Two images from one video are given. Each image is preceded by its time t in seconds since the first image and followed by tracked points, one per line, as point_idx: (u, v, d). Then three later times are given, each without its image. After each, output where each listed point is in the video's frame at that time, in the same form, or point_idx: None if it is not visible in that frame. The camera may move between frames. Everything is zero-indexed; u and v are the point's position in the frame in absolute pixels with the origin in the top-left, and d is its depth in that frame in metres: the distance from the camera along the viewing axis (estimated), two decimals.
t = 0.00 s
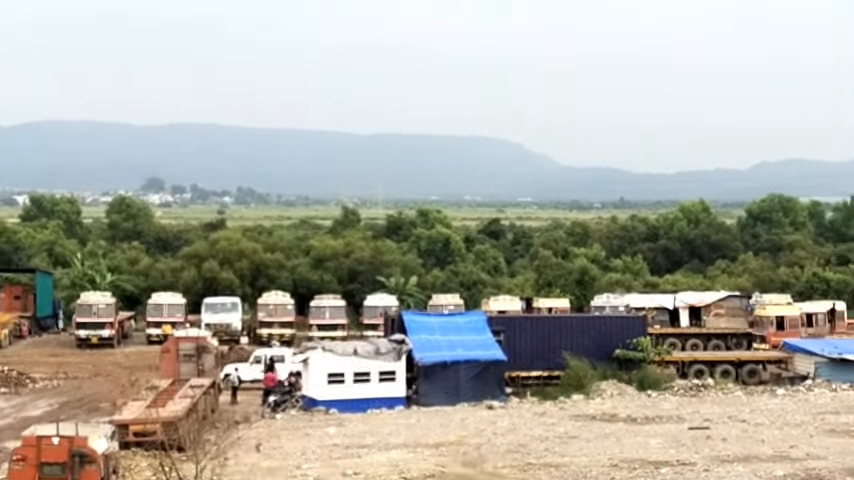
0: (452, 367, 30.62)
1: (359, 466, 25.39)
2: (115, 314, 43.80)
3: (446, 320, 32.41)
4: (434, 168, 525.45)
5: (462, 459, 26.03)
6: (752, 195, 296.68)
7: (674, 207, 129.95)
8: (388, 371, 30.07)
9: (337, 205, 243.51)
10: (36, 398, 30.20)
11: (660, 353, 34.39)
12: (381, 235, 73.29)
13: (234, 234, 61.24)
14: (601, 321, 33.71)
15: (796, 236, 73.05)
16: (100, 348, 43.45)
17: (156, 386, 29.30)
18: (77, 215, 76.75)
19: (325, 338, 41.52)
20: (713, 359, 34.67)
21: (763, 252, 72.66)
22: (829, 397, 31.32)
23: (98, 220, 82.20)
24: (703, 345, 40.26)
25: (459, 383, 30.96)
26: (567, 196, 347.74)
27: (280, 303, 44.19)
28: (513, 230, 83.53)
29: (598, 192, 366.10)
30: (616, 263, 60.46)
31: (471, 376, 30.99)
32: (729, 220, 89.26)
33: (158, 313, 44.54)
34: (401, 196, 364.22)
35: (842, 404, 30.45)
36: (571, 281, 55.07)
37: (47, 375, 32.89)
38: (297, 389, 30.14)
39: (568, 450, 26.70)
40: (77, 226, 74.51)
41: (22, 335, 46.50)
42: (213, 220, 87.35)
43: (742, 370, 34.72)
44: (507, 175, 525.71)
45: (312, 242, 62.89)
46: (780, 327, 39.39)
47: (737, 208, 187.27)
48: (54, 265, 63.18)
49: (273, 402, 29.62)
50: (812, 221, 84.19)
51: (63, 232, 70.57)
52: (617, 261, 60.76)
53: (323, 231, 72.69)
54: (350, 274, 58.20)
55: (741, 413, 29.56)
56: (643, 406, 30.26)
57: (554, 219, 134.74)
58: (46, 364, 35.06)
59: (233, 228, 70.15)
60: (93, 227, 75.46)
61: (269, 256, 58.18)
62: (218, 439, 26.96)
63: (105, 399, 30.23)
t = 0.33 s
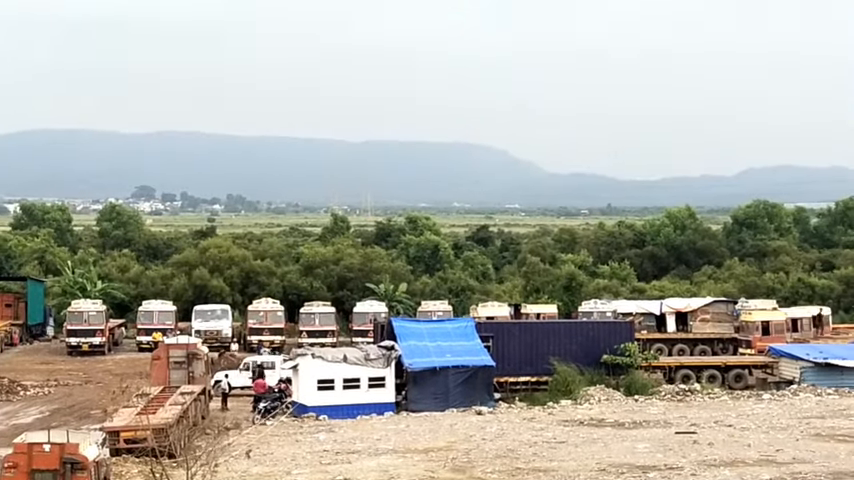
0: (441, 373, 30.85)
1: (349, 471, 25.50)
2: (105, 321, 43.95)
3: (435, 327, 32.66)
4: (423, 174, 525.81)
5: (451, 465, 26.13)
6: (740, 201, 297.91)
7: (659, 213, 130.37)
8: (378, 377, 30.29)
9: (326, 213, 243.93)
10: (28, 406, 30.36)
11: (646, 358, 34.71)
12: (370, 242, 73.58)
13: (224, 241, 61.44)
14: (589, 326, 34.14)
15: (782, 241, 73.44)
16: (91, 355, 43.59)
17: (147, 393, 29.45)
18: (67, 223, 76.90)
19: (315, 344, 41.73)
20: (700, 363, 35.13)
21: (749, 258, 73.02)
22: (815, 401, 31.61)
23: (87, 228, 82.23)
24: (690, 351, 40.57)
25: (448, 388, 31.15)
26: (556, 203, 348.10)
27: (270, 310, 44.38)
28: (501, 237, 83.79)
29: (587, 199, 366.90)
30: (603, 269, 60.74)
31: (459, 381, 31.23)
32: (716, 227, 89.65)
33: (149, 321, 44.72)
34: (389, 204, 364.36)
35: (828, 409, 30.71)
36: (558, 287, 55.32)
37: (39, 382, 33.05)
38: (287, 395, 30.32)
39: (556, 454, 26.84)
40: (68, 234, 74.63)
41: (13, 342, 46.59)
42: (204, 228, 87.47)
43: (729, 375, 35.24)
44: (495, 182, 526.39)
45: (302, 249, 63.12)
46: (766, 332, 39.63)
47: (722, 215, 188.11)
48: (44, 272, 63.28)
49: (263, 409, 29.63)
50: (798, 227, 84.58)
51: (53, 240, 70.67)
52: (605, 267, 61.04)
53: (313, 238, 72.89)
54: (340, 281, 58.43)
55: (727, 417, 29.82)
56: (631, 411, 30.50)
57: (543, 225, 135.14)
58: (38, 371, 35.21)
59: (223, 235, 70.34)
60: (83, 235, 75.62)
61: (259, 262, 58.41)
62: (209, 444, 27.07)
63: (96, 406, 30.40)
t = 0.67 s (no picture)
0: (435, 384, 30.81)
1: None
2: (98, 334, 43.88)
3: (428, 338, 32.67)
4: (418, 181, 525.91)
5: (445, 476, 25.97)
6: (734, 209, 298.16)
7: (653, 222, 130.53)
8: (372, 389, 30.24)
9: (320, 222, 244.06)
10: (21, 419, 30.29)
11: (641, 369, 34.70)
12: (363, 252, 73.52)
13: (216, 253, 61.40)
14: (582, 337, 34.15)
15: (776, 251, 73.51)
16: (84, 368, 43.53)
17: (140, 406, 29.37)
18: (60, 236, 76.82)
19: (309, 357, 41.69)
20: (694, 373, 35.19)
21: (743, 267, 73.09)
22: (810, 411, 31.57)
23: (79, 240, 82.05)
24: (684, 360, 40.58)
25: (442, 399, 31.11)
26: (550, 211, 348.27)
27: (263, 322, 44.31)
28: (494, 247, 83.78)
29: (581, 208, 367.37)
30: (597, 279, 60.69)
31: (453, 392, 31.19)
32: (709, 237, 89.66)
33: (142, 333, 44.66)
34: (384, 212, 364.17)
35: (823, 418, 30.65)
36: (552, 297, 55.30)
37: (32, 395, 33.00)
38: (281, 406, 30.27)
39: (550, 464, 26.70)
40: (60, 246, 74.57)
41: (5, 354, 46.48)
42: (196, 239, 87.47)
43: (724, 384, 35.21)
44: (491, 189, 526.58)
45: (295, 260, 63.09)
46: (760, 342, 39.58)
47: (716, 224, 188.07)
48: (37, 285, 63.20)
49: (256, 421, 29.30)
50: (792, 236, 84.63)
51: (46, 252, 70.61)
52: (599, 277, 60.99)
53: (306, 249, 72.84)
54: (333, 291, 58.45)
55: (722, 428, 29.75)
56: (625, 421, 30.45)
57: (535, 236, 135.34)
58: (31, 385, 35.15)
59: (216, 247, 70.33)
60: (76, 247, 75.58)
61: (252, 274, 58.38)
62: (203, 456, 26.82)
63: (89, 419, 30.34)
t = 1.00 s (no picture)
0: (428, 393, 30.80)
1: None
2: (91, 344, 43.82)
3: (421, 347, 32.73)
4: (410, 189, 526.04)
5: None
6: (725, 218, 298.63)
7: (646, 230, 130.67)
8: (365, 398, 30.21)
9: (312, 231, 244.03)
10: (14, 429, 30.23)
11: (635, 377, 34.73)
12: (356, 261, 73.54)
13: (209, 262, 61.39)
14: (576, 345, 34.23)
15: (768, 258, 73.64)
16: (77, 378, 43.48)
17: (133, 415, 29.30)
18: (53, 246, 76.79)
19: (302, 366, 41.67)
20: (688, 381, 35.25)
21: (735, 275, 73.25)
22: (803, 418, 31.59)
23: (72, 249, 82.00)
24: (677, 368, 40.61)
25: (436, 408, 31.09)
26: (543, 220, 348.66)
27: (257, 332, 44.28)
28: (487, 255, 83.85)
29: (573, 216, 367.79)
30: (591, 288, 60.75)
31: (447, 401, 31.18)
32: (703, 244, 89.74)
33: (135, 342, 44.61)
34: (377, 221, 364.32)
35: (817, 426, 30.64)
36: (545, 305, 55.36)
37: (25, 405, 32.96)
38: (274, 415, 30.24)
39: (544, 472, 26.58)
40: (53, 256, 74.51)
41: None
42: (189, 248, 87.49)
43: (717, 392, 35.34)
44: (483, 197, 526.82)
45: (289, 269, 63.09)
46: (754, 349, 39.61)
47: (709, 231, 188.36)
48: (30, 295, 63.16)
49: (250, 429, 29.46)
50: (785, 243, 84.77)
51: (39, 261, 70.48)
52: (592, 285, 60.98)
53: (299, 258, 72.87)
54: (326, 301, 58.43)
55: (716, 436, 29.71)
56: (619, 429, 30.44)
57: (530, 243, 135.39)
58: (25, 395, 35.10)
59: (208, 256, 70.31)
60: (69, 257, 75.56)
61: (245, 283, 58.34)
62: (196, 466, 26.61)
63: (82, 429, 30.29)
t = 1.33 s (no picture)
0: (425, 398, 30.79)
1: None
2: (86, 350, 43.77)
3: (418, 353, 32.74)
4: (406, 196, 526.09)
5: None
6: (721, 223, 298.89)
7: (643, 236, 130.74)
8: (362, 403, 30.18)
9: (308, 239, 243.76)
10: (10, 435, 30.19)
11: (631, 382, 34.76)
12: (353, 266, 73.51)
13: (205, 268, 61.34)
14: (572, 350, 34.25)
15: (764, 263, 73.63)
16: (73, 384, 43.42)
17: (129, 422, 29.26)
18: (49, 252, 76.70)
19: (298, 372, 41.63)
20: (685, 386, 35.27)
21: (732, 279, 73.29)
22: (800, 423, 31.58)
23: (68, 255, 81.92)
24: (673, 374, 40.62)
25: (432, 414, 31.08)
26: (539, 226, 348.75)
27: (253, 337, 44.24)
28: (483, 261, 83.85)
29: (570, 222, 368.08)
30: (587, 293, 60.75)
31: (443, 406, 31.16)
32: (699, 249, 89.77)
33: (131, 348, 44.57)
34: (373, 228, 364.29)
35: (813, 431, 30.62)
36: (542, 310, 55.35)
37: (21, 412, 32.92)
38: (270, 422, 30.21)
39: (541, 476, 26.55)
40: (49, 262, 74.41)
41: None
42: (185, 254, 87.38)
43: (713, 397, 35.34)
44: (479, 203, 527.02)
45: (285, 275, 63.03)
46: (750, 354, 39.60)
47: (705, 236, 188.57)
48: (26, 301, 63.08)
49: (246, 436, 29.41)
50: (781, 248, 84.80)
51: (34, 268, 70.38)
52: (588, 290, 60.99)
53: (295, 263, 72.85)
54: (323, 306, 58.41)
55: (713, 441, 29.69)
56: (616, 434, 30.42)
57: (525, 249, 135.11)
58: (21, 401, 35.04)
59: (204, 262, 70.22)
60: (64, 263, 75.47)
61: (241, 290, 58.27)
62: (192, 471, 26.55)
63: (78, 435, 30.24)
